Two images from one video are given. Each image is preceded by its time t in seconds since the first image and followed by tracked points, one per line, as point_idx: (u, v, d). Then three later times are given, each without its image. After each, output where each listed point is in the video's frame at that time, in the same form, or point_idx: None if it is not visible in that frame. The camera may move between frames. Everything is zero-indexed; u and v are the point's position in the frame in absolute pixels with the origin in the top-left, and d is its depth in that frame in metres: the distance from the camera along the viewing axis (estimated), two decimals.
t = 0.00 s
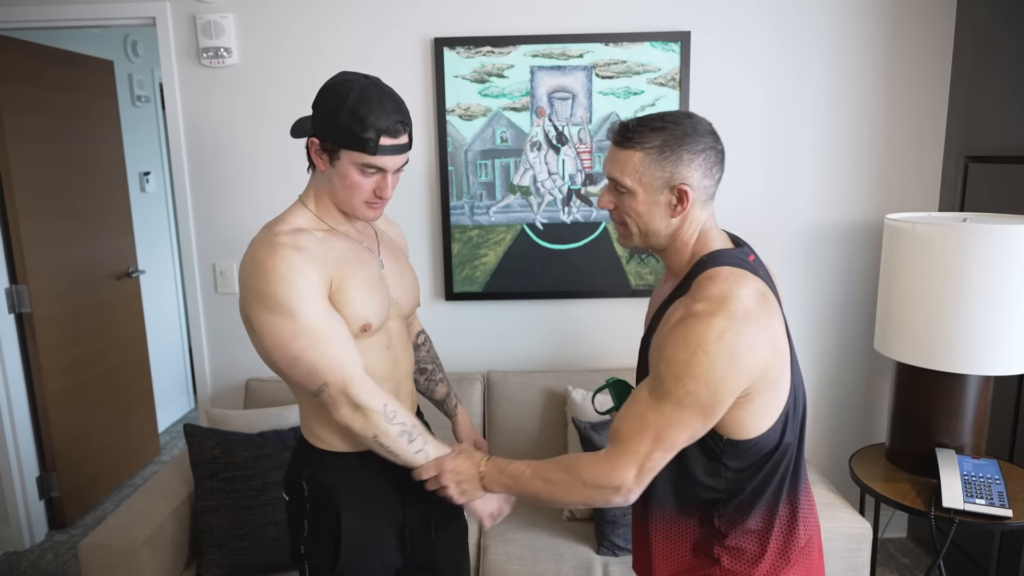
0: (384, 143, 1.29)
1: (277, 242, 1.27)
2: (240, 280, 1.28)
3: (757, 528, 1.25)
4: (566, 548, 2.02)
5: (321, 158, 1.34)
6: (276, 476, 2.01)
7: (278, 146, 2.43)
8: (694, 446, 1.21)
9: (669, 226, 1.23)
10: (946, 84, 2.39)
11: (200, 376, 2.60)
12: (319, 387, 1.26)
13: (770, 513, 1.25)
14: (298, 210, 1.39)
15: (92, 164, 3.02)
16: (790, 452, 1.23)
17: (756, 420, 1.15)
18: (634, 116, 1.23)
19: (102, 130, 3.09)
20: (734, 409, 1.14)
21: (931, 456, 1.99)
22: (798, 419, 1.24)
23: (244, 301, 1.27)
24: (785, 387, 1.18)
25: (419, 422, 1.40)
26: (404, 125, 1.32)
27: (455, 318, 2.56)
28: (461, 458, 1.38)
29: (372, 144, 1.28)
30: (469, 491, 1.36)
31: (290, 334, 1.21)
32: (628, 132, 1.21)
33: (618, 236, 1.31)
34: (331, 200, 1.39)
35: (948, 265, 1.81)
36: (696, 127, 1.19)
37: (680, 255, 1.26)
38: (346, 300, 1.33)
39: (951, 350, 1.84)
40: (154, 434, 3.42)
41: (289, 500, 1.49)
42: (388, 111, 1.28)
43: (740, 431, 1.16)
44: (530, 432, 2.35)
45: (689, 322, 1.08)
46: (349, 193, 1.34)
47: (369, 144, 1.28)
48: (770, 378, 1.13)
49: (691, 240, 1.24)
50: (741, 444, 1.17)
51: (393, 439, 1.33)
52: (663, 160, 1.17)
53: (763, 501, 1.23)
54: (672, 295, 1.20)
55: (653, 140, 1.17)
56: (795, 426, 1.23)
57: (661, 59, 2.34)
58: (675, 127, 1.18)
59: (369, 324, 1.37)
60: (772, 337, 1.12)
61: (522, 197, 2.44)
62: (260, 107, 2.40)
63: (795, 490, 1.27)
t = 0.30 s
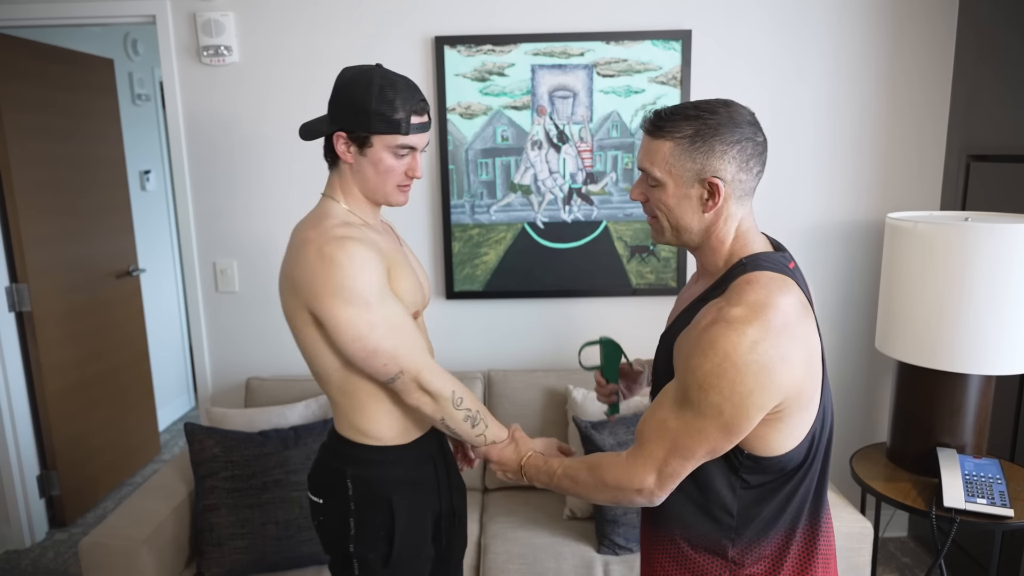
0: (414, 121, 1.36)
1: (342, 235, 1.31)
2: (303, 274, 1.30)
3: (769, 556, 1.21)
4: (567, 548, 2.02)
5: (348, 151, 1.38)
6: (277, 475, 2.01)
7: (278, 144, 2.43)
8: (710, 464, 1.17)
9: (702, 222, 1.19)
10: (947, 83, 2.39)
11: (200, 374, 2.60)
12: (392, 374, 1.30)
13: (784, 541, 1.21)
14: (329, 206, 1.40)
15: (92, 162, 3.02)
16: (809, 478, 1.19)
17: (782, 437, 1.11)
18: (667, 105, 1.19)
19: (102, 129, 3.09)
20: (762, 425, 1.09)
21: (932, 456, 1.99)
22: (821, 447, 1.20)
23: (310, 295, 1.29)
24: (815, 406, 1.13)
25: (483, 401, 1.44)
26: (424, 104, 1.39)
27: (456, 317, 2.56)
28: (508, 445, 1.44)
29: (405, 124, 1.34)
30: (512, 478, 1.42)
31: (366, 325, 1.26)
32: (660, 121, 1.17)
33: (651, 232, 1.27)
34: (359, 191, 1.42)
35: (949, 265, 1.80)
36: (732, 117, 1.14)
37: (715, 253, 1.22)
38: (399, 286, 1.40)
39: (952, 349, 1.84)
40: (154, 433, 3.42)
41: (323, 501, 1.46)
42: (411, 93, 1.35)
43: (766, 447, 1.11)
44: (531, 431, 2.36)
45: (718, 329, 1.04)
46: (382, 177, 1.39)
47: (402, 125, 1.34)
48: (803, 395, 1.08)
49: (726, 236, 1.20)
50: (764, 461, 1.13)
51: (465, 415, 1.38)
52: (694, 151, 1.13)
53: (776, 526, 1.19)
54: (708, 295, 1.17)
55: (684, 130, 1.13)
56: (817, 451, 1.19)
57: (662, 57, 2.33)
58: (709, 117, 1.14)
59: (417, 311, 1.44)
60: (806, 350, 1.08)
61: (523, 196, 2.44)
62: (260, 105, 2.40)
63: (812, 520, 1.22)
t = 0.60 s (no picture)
0: (445, 127, 1.37)
1: (381, 230, 1.33)
2: (338, 266, 1.31)
3: (767, 553, 1.20)
4: (567, 547, 2.02)
5: (377, 150, 1.38)
6: (278, 473, 2.01)
7: (278, 143, 2.42)
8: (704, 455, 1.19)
9: (710, 218, 1.20)
10: (948, 82, 2.39)
11: (200, 373, 2.60)
12: (410, 372, 1.32)
13: (784, 536, 1.20)
14: (357, 202, 1.40)
15: (93, 161, 3.02)
16: (807, 473, 1.19)
17: (775, 430, 1.13)
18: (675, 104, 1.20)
19: (103, 128, 3.09)
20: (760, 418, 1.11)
21: (932, 455, 1.99)
22: (818, 444, 1.20)
23: (344, 288, 1.30)
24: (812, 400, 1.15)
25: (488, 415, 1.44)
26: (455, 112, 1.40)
27: (458, 316, 2.56)
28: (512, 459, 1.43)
29: (436, 129, 1.35)
30: (513, 495, 1.42)
31: (394, 321, 1.28)
32: (669, 120, 1.18)
33: (659, 229, 1.28)
34: (385, 189, 1.42)
35: (949, 264, 1.81)
36: (741, 116, 1.15)
37: (720, 249, 1.22)
38: (426, 283, 1.42)
39: (952, 349, 1.84)
40: (154, 432, 3.42)
41: (353, 501, 1.44)
42: (444, 100, 1.36)
43: (763, 438, 1.13)
44: (531, 430, 2.36)
45: (720, 322, 1.05)
46: (408, 177, 1.40)
47: (433, 129, 1.35)
48: (801, 389, 1.09)
49: (732, 233, 1.21)
50: (756, 453, 1.15)
51: (456, 429, 1.37)
52: (703, 150, 1.14)
53: (773, 522, 1.19)
54: (711, 290, 1.17)
55: (693, 128, 1.14)
56: (815, 447, 1.20)
57: (663, 57, 2.33)
58: (718, 116, 1.14)
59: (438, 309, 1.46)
60: (806, 346, 1.09)
61: (523, 195, 2.44)
62: (260, 105, 2.40)
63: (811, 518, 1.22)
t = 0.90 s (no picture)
0: (443, 131, 1.36)
1: (377, 228, 1.33)
2: (333, 264, 1.31)
3: (770, 516, 1.24)
4: (567, 546, 2.02)
5: (374, 147, 1.38)
6: (277, 473, 2.01)
7: (278, 143, 2.43)
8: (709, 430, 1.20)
9: (692, 207, 1.23)
10: (947, 81, 2.39)
11: (200, 373, 2.60)
12: (405, 372, 1.32)
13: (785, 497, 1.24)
14: (353, 199, 1.41)
15: (92, 161, 3.02)
16: (801, 436, 1.24)
17: (775, 396, 1.16)
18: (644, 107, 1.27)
19: (102, 128, 3.09)
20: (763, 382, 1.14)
21: (931, 454, 1.99)
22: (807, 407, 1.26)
23: (339, 287, 1.31)
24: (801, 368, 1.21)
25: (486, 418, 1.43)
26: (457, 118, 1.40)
27: (457, 315, 2.56)
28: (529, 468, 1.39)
29: (433, 132, 1.34)
30: (531, 502, 1.37)
31: (389, 321, 1.28)
32: (642, 119, 1.24)
33: (644, 228, 1.32)
34: (381, 189, 1.42)
35: (948, 263, 1.81)
36: (705, 109, 1.22)
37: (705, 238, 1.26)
38: (423, 280, 1.42)
39: (952, 347, 1.84)
40: (154, 432, 3.42)
41: (351, 497, 1.44)
42: (445, 104, 1.36)
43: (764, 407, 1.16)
44: (531, 429, 2.36)
45: (720, 294, 1.09)
46: (403, 179, 1.39)
47: (430, 132, 1.34)
48: (797, 351, 1.14)
49: (713, 221, 1.25)
50: (760, 421, 1.17)
51: (453, 431, 1.38)
52: (679, 141, 1.19)
53: (775, 486, 1.23)
54: (699, 276, 1.20)
55: (667, 123, 1.20)
56: (805, 410, 1.25)
57: (662, 56, 2.33)
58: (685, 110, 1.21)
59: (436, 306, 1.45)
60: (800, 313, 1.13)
61: (523, 194, 2.44)
62: (259, 105, 2.40)
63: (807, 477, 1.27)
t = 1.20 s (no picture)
0: (441, 131, 1.36)
1: (371, 235, 1.32)
2: (328, 271, 1.31)
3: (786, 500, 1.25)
4: (567, 546, 2.02)
5: (370, 148, 1.38)
6: (277, 473, 2.01)
7: (277, 143, 2.42)
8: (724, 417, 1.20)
9: (674, 204, 1.24)
10: (946, 80, 2.39)
11: (200, 374, 2.60)
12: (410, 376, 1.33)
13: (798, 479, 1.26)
14: (346, 201, 1.40)
15: (91, 162, 3.02)
16: (807, 416, 1.27)
17: (782, 376, 1.17)
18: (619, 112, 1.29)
19: (102, 129, 3.09)
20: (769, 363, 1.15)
21: (932, 453, 1.99)
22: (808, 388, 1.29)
23: (334, 294, 1.31)
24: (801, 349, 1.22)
25: (496, 420, 1.42)
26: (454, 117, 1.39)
27: (457, 315, 2.56)
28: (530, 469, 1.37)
29: (430, 132, 1.34)
30: (532, 505, 1.35)
31: (389, 328, 1.28)
32: (619, 122, 1.25)
33: (626, 229, 1.31)
34: (376, 189, 1.42)
35: (948, 262, 1.80)
36: (677, 109, 1.24)
37: (691, 235, 1.26)
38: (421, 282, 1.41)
39: (952, 346, 1.84)
40: (153, 432, 3.42)
41: (342, 497, 1.44)
42: (441, 103, 1.35)
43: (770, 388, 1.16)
44: (531, 429, 2.36)
45: (723, 279, 1.10)
46: (399, 179, 1.39)
47: (427, 132, 1.34)
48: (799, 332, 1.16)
49: (697, 217, 1.25)
50: (772, 403, 1.18)
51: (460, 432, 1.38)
52: (656, 138, 1.21)
53: (789, 468, 1.24)
54: (690, 272, 1.20)
55: (643, 123, 1.22)
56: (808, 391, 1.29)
57: (661, 55, 2.33)
58: (658, 111, 1.23)
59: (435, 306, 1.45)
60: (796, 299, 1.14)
61: (522, 194, 2.43)
62: (258, 105, 2.40)
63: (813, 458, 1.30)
